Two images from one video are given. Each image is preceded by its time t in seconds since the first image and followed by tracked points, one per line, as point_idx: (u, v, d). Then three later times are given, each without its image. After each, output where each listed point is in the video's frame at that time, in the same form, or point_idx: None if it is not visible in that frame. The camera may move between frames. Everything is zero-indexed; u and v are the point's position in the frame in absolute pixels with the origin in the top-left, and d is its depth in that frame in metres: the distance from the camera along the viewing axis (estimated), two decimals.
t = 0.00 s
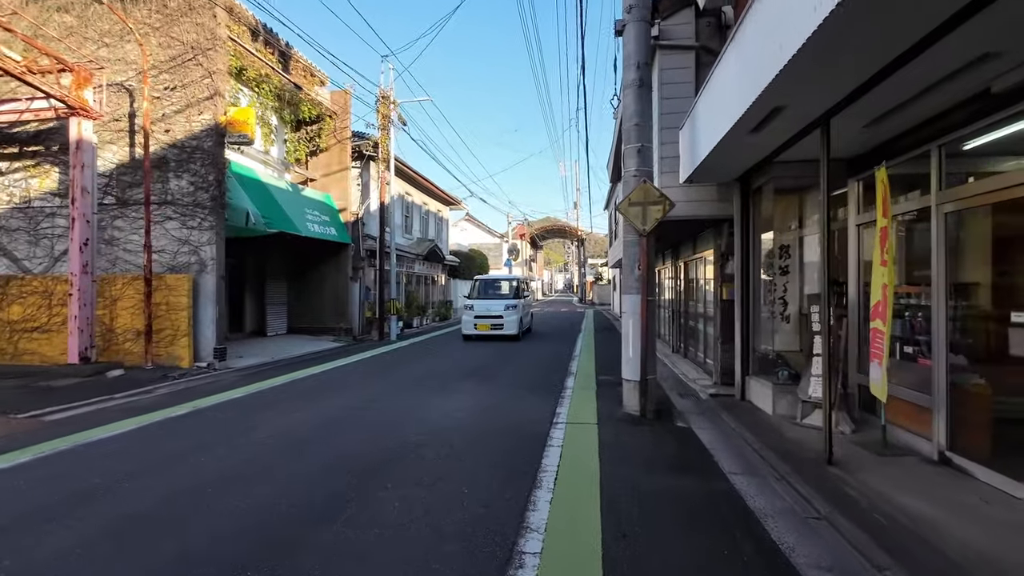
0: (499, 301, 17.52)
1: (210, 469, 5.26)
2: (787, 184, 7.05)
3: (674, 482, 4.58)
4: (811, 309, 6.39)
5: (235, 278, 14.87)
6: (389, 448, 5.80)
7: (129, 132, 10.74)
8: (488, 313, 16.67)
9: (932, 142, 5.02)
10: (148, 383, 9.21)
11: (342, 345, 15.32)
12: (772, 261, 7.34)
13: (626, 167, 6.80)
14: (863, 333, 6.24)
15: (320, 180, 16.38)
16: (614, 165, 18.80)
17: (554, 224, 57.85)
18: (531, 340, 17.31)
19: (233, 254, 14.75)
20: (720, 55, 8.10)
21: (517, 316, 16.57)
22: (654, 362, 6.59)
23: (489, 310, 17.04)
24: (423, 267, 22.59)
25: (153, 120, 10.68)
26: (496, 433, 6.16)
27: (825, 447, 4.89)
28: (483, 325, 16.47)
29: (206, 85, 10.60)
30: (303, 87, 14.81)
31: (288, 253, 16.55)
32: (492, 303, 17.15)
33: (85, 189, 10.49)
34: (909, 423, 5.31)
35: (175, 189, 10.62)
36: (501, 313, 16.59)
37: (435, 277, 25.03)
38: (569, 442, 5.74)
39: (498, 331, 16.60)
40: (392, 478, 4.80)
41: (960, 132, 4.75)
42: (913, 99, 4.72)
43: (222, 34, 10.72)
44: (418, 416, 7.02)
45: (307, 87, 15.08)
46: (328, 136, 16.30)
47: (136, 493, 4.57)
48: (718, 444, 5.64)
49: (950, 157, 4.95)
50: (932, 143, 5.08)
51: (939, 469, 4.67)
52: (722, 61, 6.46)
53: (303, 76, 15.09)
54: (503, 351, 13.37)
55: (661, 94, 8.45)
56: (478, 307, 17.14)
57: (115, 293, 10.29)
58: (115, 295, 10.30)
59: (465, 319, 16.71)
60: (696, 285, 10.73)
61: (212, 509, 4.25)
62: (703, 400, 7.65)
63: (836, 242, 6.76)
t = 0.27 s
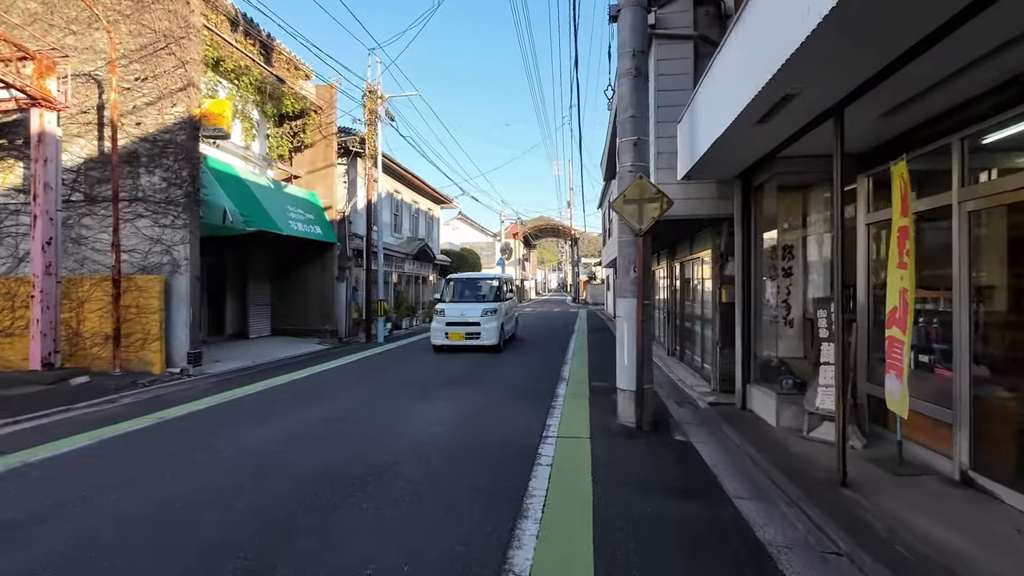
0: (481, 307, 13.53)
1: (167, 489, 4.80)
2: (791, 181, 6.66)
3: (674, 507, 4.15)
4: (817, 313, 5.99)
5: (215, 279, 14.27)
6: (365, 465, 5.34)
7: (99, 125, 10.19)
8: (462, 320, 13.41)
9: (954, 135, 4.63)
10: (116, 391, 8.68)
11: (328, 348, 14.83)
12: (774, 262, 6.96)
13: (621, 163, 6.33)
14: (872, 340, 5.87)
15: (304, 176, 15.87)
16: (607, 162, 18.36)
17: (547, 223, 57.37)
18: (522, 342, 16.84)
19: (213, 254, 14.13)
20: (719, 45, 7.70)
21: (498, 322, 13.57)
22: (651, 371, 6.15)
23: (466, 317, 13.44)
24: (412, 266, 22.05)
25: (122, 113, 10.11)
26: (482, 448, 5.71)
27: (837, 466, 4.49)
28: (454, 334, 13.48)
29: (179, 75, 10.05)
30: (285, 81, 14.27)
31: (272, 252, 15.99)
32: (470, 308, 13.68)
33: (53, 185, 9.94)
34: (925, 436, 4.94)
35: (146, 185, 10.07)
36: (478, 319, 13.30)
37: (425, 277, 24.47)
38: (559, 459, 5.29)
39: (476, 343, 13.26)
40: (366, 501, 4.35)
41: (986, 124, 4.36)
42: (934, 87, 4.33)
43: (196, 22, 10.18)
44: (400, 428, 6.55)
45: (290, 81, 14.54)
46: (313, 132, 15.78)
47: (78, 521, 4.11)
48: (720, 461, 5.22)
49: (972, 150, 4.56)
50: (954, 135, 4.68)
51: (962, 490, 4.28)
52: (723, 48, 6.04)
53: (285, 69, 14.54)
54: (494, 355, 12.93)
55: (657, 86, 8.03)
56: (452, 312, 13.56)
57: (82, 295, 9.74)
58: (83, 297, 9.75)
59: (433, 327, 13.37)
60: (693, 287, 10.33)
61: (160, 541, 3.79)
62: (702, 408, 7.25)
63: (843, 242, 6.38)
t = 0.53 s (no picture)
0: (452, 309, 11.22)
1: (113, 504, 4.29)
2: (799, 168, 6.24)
3: (679, 526, 3.70)
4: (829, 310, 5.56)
5: (195, 277, 13.79)
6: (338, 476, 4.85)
7: (65, 112, 9.60)
8: (426, 324, 11.11)
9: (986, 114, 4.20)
10: (78, 393, 8.12)
11: (312, 348, 14.26)
12: (780, 255, 6.58)
13: (620, 146, 5.84)
14: (887, 339, 5.47)
15: (289, 170, 15.33)
16: (602, 157, 17.89)
17: (541, 222, 56.85)
18: (515, 342, 16.32)
19: (191, 250, 13.64)
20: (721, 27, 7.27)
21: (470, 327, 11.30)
22: (651, 372, 5.70)
23: (431, 320, 11.20)
24: (402, 264, 21.47)
25: (88, 99, 9.51)
26: (467, 456, 5.24)
27: (858, 478, 4.06)
28: (416, 342, 11.09)
29: (150, 59, 9.49)
30: (268, 70, 13.71)
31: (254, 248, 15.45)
32: (437, 308, 11.35)
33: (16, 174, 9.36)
34: (951, 444, 4.51)
35: (115, 175, 9.50)
36: (446, 323, 11.04)
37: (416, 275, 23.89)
38: (551, 469, 4.83)
39: (441, 352, 11.02)
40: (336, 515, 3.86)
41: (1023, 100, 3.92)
42: (967, 57, 3.89)
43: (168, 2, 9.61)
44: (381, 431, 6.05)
45: (273, 70, 13.99)
46: (298, 124, 15.25)
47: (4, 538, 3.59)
48: (728, 470, 4.77)
49: (1005, 130, 4.12)
50: (986, 113, 4.23)
51: (997, 506, 3.85)
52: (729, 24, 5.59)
53: (268, 58, 13.98)
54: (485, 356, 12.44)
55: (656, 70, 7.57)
56: (416, 315, 11.22)
57: (45, 291, 9.16)
58: (45, 294, 9.17)
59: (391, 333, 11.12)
60: (692, 284, 9.90)
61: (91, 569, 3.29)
62: (703, 412, 6.82)
63: (854, 234, 5.98)
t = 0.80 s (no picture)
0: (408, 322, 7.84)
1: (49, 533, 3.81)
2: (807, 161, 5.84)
3: (687, 562, 3.26)
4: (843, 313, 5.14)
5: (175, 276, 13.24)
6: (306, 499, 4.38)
7: (28, 102, 9.03)
8: (371, 340, 7.88)
9: None
10: (38, 402, 7.58)
11: (296, 351, 13.73)
12: (788, 255, 6.18)
13: (620, 135, 5.37)
14: (908, 346, 5.04)
15: (273, 166, 14.78)
16: (598, 154, 17.42)
17: (535, 220, 56.17)
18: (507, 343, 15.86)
19: (170, 248, 13.13)
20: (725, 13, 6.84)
21: (433, 345, 8.09)
22: (652, 381, 5.26)
23: (382, 338, 7.84)
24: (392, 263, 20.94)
25: (53, 88, 8.92)
26: (451, 475, 4.78)
27: (886, 506, 3.62)
28: (356, 364, 7.76)
29: (119, 45, 8.95)
30: (251, 61, 13.16)
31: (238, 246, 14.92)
32: (390, 319, 8.09)
33: None
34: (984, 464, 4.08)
35: (81, 169, 8.92)
36: (400, 340, 7.84)
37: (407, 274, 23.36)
38: (544, 490, 4.38)
39: (390, 381, 7.75)
40: (296, 549, 3.38)
41: None
42: (1009, 33, 3.45)
43: None
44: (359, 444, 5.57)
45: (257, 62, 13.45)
46: (283, 118, 14.67)
47: None
48: (739, 492, 4.32)
49: None
50: None
51: None
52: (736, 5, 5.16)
53: (251, 49, 13.42)
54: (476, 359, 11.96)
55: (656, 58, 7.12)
56: (360, 325, 7.97)
57: (5, 292, 8.59)
58: (5, 295, 8.60)
59: (323, 349, 7.87)
60: (692, 285, 9.45)
61: None
62: (706, 422, 6.38)
63: (869, 232, 5.56)
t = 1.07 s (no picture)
0: (311, 331, 5.12)
1: None
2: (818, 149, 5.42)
3: None
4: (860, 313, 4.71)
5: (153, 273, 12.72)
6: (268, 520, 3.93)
7: None
8: (248, 367, 4.87)
9: None
10: None
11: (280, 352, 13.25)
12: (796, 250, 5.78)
13: (616, 118, 4.92)
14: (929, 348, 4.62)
15: (257, 160, 14.28)
16: (593, 150, 16.97)
17: (530, 219, 55.72)
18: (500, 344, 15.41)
19: (150, 245, 12.62)
20: None
21: (354, 375, 5.12)
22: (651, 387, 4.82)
23: (268, 365, 4.86)
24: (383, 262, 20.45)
25: (11, 72, 8.27)
26: (431, 491, 4.33)
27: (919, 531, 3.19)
28: (224, 407, 4.83)
29: (85, 28, 8.41)
30: (233, 51, 12.64)
31: (222, 243, 14.41)
32: (284, 331, 5.07)
33: None
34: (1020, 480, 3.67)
35: (44, 160, 8.38)
36: (300, 371, 4.85)
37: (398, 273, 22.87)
38: (533, 509, 3.93)
39: (280, 434, 4.79)
40: None
41: None
42: None
43: None
44: (332, 455, 5.10)
45: (241, 52, 12.96)
46: (267, 110, 14.15)
47: None
48: (749, 511, 3.88)
49: None
50: None
51: None
52: None
53: (234, 38, 12.90)
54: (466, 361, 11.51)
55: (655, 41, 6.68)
56: (238, 341, 5.00)
57: None
58: None
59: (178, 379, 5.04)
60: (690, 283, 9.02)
61: None
62: (709, 429, 5.95)
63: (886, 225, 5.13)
